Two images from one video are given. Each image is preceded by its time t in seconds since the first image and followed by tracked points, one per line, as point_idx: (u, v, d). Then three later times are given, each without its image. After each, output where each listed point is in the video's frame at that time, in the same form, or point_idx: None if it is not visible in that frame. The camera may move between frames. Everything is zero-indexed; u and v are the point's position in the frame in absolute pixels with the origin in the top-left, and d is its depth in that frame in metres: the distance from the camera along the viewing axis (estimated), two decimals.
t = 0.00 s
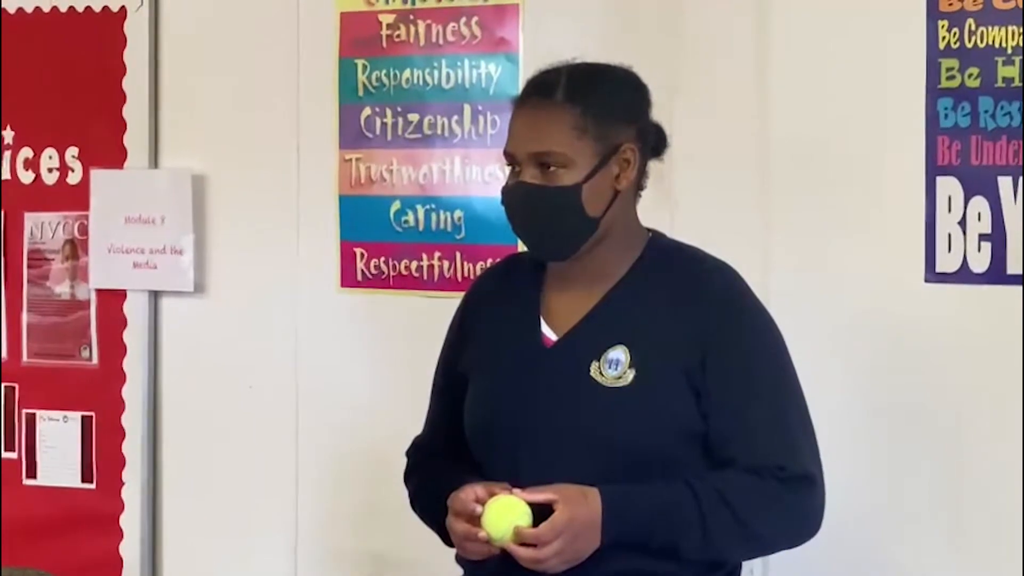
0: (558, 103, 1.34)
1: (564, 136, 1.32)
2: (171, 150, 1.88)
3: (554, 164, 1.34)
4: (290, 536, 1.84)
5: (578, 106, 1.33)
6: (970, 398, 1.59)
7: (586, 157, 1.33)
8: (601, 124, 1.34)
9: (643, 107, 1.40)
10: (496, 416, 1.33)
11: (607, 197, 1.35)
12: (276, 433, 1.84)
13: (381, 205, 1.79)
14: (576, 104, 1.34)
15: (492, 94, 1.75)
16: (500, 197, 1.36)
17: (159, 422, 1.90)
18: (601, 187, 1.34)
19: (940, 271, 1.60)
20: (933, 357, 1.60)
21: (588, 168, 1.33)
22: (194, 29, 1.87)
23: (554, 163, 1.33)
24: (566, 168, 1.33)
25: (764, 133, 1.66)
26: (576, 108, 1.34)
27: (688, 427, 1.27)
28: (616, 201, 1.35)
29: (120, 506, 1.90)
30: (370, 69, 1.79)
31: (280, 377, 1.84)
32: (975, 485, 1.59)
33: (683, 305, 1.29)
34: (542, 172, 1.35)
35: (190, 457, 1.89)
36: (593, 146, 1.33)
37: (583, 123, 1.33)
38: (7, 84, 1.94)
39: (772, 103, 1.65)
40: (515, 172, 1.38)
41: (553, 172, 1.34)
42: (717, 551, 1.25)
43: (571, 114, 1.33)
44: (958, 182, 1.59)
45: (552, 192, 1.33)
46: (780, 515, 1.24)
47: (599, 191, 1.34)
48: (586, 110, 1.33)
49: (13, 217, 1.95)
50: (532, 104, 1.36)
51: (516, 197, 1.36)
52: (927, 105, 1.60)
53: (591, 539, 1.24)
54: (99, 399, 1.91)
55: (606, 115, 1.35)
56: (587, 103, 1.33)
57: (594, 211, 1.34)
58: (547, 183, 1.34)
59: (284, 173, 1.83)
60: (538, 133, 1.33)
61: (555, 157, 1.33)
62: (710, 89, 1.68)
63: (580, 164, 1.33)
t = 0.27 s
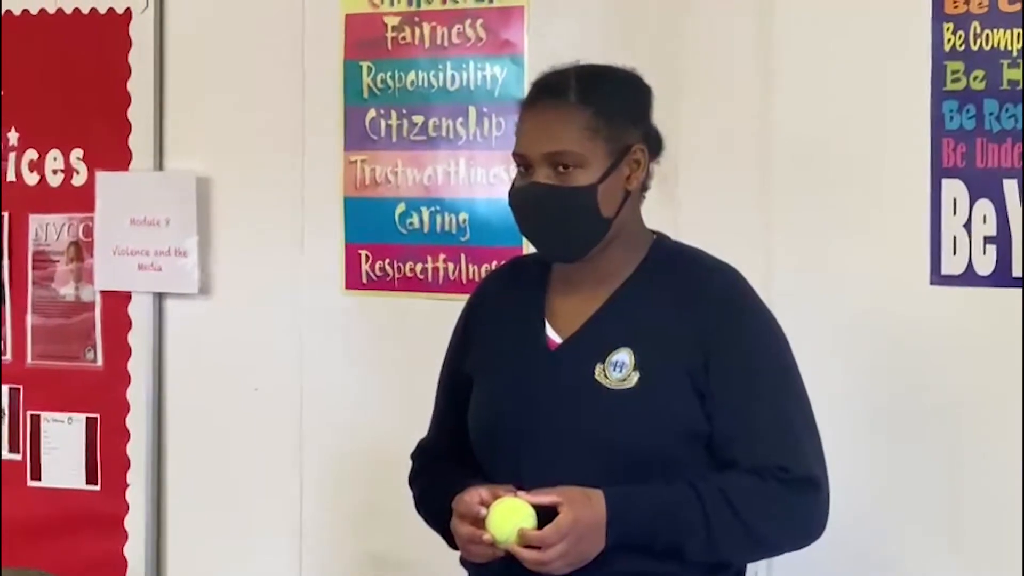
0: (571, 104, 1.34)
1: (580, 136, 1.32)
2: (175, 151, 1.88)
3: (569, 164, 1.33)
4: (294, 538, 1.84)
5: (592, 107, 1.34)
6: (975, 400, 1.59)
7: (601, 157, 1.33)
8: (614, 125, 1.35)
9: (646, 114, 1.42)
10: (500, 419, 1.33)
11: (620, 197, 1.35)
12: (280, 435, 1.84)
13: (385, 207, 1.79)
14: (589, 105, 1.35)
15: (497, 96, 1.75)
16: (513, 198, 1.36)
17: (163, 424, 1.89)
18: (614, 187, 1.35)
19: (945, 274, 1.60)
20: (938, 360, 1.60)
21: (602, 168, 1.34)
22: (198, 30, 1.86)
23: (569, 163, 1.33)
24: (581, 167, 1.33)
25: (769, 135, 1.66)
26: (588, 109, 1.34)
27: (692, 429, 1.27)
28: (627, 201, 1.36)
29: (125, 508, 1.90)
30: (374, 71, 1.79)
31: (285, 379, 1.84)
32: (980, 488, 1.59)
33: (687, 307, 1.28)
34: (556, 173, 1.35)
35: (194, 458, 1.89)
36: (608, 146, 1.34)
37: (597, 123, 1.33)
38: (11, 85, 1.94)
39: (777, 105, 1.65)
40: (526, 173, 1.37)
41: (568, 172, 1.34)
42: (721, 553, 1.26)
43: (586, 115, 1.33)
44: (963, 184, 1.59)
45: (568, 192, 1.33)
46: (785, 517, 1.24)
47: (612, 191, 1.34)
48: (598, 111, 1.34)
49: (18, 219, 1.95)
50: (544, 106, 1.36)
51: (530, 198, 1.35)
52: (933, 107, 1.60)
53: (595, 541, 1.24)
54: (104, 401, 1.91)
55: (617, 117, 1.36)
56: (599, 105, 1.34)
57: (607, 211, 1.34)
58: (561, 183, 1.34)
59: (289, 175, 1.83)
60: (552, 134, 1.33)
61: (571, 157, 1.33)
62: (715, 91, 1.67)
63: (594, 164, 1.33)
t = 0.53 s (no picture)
0: (578, 105, 1.34)
1: (587, 138, 1.32)
2: (180, 153, 1.88)
3: (576, 166, 1.33)
4: (297, 539, 1.84)
5: (598, 108, 1.34)
6: (978, 403, 1.59)
7: (607, 160, 1.34)
8: (619, 127, 1.35)
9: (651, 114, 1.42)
10: (503, 423, 1.33)
11: (624, 200, 1.36)
12: (284, 437, 1.84)
13: (388, 209, 1.79)
14: (595, 107, 1.34)
15: (500, 98, 1.75)
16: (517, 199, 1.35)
17: (167, 426, 1.90)
18: (619, 190, 1.35)
19: (949, 277, 1.60)
20: (942, 363, 1.60)
21: (608, 171, 1.34)
22: (202, 32, 1.86)
23: (575, 165, 1.33)
24: (587, 170, 1.33)
25: (772, 138, 1.66)
26: (595, 111, 1.34)
27: (695, 433, 1.27)
28: (632, 203, 1.37)
29: (127, 510, 1.89)
30: (378, 73, 1.80)
31: (288, 381, 1.84)
32: (983, 491, 1.59)
33: (690, 311, 1.29)
34: (562, 175, 1.34)
35: (198, 460, 1.89)
36: (613, 149, 1.34)
37: (604, 124, 1.33)
38: (16, 87, 1.94)
39: (780, 107, 1.65)
40: (531, 175, 1.37)
41: (574, 175, 1.34)
42: (724, 558, 1.25)
43: (592, 116, 1.33)
44: (966, 187, 1.59)
45: (574, 194, 1.33)
46: (788, 522, 1.24)
47: (617, 193, 1.34)
48: (605, 112, 1.34)
49: (21, 221, 1.94)
50: (550, 106, 1.35)
51: (535, 200, 1.35)
52: (936, 110, 1.59)
53: (597, 543, 1.24)
54: (106, 403, 1.90)
55: (623, 118, 1.35)
56: (606, 106, 1.34)
57: (611, 214, 1.34)
58: (568, 185, 1.34)
59: (292, 177, 1.83)
60: (560, 135, 1.33)
61: (578, 159, 1.33)
62: (718, 94, 1.68)
63: (600, 166, 1.34)
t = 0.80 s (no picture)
0: (582, 105, 1.34)
1: (592, 138, 1.32)
2: (184, 154, 1.87)
3: (580, 166, 1.33)
4: (301, 541, 1.84)
5: (602, 109, 1.34)
6: (983, 406, 1.59)
7: (612, 160, 1.34)
8: (624, 127, 1.35)
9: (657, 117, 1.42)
10: (505, 424, 1.33)
11: (628, 200, 1.35)
12: (288, 439, 1.84)
13: (392, 211, 1.79)
14: (600, 107, 1.34)
15: (504, 100, 1.75)
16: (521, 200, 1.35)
17: (171, 427, 1.90)
18: (623, 190, 1.35)
19: (953, 279, 1.60)
20: (946, 366, 1.60)
21: (612, 171, 1.34)
22: (207, 34, 1.86)
23: (579, 165, 1.33)
24: (591, 170, 1.33)
25: (777, 140, 1.66)
26: (600, 111, 1.34)
27: (698, 435, 1.26)
28: (636, 204, 1.36)
29: (131, 512, 1.89)
30: (382, 75, 1.80)
31: (293, 383, 1.84)
32: (987, 494, 1.58)
33: (693, 314, 1.28)
34: (565, 175, 1.34)
35: (201, 462, 1.88)
36: (618, 150, 1.34)
37: (608, 124, 1.33)
38: (20, 88, 1.93)
39: (785, 110, 1.65)
40: (535, 175, 1.37)
41: (578, 175, 1.34)
42: (725, 561, 1.25)
43: (596, 117, 1.33)
44: (971, 190, 1.58)
45: (577, 194, 1.33)
46: (790, 525, 1.24)
47: (622, 194, 1.34)
48: (610, 114, 1.34)
49: (25, 222, 1.93)
50: (554, 107, 1.35)
51: (539, 200, 1.35)
52: (940, 113, 1.59)
53: (597, 548, 1.24)
54: (111, 405, 1.89)
55: (628, 119, 1.36)
56: (610, 106, 1.34)
57: (615, 214, 1.34)
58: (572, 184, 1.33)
59: (297, 179, 1.83)
60: (565, 134, 1.33)
61: (582, 159, 1.33)
62: (722, 96, 1.67)
63: (604, 167, 1.34)
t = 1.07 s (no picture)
0: (583, 104, 1.34)
1: (588, 137, 1.32)
2: (187, 157, 1.87)
3: (575, 165, 1.33)
4: (304, 544, 1.84)
5: (603, 109, 1.34)
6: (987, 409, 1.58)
7: (608, 161, 1.33)
8: (623, 129, 1.35)
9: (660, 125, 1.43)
10: (502, 427, 1.33)
11: (624, 202, 1.35)
12: (291, 441, 1.84)
13: (395, 214, 1.79)
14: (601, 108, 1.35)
15: (507, 103, 1.75)
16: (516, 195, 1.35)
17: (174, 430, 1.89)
18: (619, 192, 1.34)
19: (956, 283, 1.60)
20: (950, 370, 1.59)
21: (607, 172, 1.33)
22: (210, 36, 1.86)
23: (576, 164, 1.33)
24: (587, 169, 1.33)
25: (779, 144, 1.66)
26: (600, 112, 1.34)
27: (696, 440, 1.26)
28: (632, 206, 1.36)
29: (135, 514, 1.89)
30: (385, 78, 1.80)
31: (295, 385, 1.84)
32: (990, 498, 1.58)
33: (690, 322, 1.29)
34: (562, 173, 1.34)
35: (203, 464, 1.88)
36: (615, 151, 1.34)
37: (608, 124, 1.33)
38: (23, 90, 1.92)
39: (788, 113, 1.65)
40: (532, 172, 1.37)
41: (574, 173, 1.34)
42: (720, 567, 1.25)
43: (597, 116, 1.34)
44: (973, 194, 1.58)
45: (573, 193, 1.33)
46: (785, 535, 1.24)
47: (617, 194, 1.34)
48: (610, 115, 1.34)
49: (28, 225, 1.93)
50: (556, 105, 1.36)
51: (534, 196, 1.35)
52: (943, 116, 1.59)
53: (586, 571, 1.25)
54: (114, 406, 1.89)
55: (628, 121, 1.36)
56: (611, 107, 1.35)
57: (610, 215, 1.34)
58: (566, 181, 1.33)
59: (299, 181, 1.83)
60: (563, 133, 1.33)
61: (579, 158, 1.33)
62: (725, 100, 1.68)
63: (599, 167, 1.33)
